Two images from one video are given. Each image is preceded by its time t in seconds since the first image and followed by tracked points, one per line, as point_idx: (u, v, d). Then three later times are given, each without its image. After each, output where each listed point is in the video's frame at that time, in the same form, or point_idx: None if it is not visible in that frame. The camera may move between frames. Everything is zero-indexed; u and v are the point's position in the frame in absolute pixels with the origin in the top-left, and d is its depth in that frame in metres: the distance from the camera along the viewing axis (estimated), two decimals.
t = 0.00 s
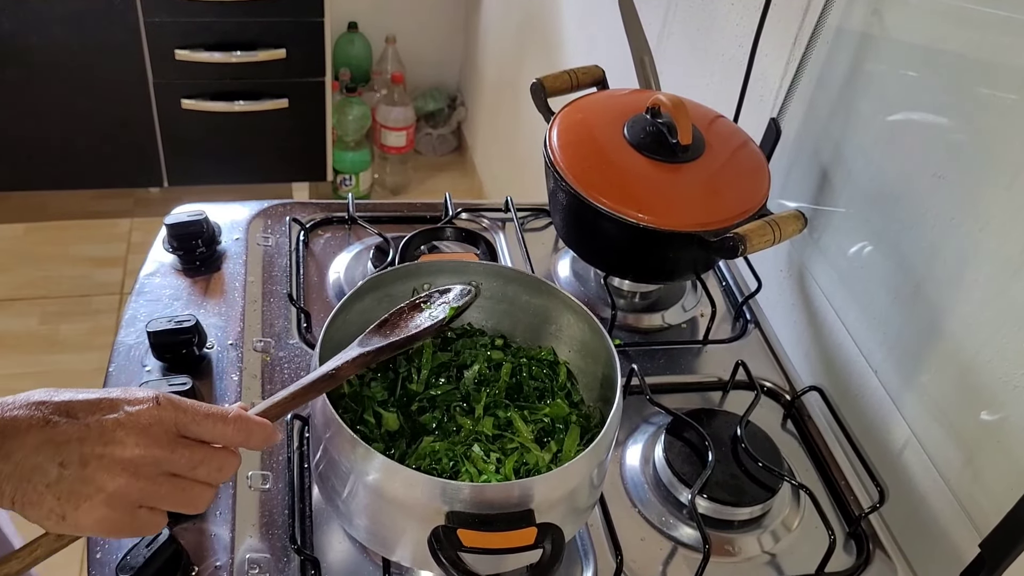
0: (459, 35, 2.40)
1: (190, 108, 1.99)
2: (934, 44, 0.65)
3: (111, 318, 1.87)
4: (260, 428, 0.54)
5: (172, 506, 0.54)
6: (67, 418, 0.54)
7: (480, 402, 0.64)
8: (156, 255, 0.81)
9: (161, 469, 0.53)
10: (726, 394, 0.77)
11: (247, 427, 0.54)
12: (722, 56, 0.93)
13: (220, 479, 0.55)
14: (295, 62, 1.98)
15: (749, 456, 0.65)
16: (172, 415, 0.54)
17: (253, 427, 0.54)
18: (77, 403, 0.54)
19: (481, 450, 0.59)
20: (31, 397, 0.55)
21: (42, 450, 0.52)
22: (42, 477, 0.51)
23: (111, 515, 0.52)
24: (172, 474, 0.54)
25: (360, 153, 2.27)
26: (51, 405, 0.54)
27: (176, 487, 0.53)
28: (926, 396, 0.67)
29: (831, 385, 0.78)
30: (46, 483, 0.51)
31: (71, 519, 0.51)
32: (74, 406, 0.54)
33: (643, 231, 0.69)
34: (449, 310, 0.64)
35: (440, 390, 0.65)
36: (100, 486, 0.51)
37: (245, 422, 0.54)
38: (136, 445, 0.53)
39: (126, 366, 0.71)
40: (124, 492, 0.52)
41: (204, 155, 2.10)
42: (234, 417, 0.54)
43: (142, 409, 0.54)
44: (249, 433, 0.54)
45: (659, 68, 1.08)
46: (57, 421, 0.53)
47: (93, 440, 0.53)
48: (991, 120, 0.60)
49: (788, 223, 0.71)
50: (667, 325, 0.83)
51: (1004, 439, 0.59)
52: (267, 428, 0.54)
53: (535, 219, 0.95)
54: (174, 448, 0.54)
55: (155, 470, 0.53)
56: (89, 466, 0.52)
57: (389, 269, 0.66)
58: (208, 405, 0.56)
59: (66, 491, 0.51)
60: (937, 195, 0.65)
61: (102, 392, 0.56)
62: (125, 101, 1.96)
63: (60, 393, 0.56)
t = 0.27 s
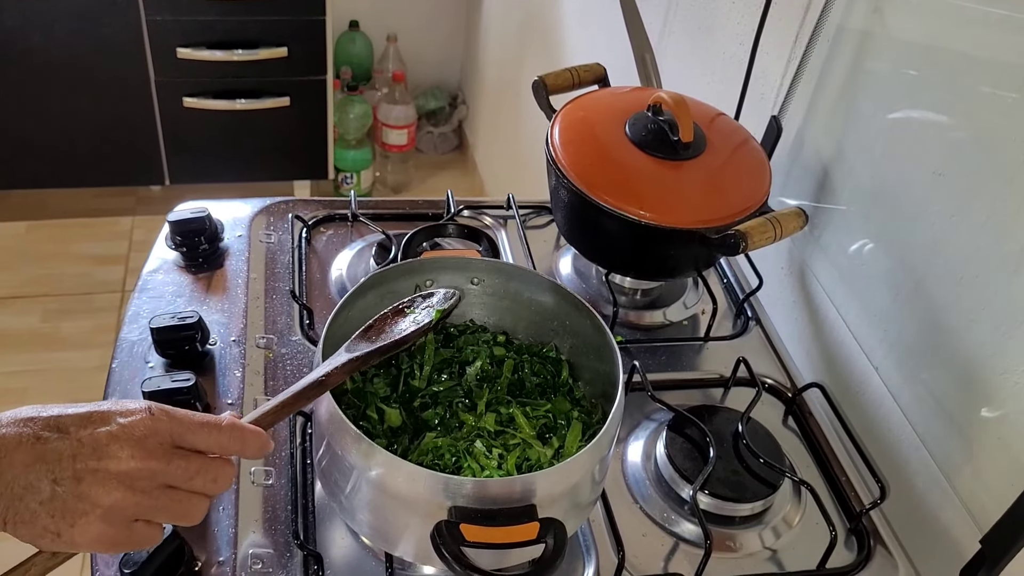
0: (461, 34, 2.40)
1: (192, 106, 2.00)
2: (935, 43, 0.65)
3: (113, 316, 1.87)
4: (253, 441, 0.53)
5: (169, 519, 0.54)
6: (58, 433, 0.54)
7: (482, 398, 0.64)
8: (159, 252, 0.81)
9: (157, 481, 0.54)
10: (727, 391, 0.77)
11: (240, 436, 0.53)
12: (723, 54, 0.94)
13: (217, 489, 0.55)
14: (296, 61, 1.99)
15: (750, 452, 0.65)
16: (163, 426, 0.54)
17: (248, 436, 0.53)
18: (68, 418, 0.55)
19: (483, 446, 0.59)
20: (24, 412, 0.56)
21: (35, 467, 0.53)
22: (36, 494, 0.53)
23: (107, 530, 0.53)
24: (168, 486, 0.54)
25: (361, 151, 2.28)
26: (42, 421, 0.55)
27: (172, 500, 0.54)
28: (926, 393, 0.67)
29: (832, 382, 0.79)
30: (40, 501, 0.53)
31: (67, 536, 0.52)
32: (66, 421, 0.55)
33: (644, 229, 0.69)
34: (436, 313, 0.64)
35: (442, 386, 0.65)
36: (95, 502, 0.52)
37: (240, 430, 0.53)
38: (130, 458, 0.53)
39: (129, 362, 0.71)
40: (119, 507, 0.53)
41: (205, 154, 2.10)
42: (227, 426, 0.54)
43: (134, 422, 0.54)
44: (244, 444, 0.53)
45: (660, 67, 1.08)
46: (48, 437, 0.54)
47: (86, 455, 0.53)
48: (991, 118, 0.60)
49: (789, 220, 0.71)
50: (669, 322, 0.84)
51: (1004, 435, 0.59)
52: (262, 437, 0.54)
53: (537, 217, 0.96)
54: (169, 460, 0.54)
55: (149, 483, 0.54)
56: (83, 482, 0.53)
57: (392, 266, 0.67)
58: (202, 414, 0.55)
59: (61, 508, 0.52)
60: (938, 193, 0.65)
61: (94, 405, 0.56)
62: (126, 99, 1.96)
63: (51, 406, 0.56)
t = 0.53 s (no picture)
0: (462, 33, 2.40)
1: (193, 104, 2.00)
2: (936, 42, 0.65)
3: (115, 315, 1.87)
4: (230, 427, 0.55)
5: (138, 506, 0.54)
6: (24, 420, 0.53)
7: (485, 396, 0.64)
8: (162, 250, 0.81)
9: (128, 469, 0.54)
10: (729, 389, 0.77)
11: (215, 422, 0.54)
12: (724, 52, 0.94)
13: (187, 476, 0.56)
14: (297, 59, 1.99)
15: (752, 449, 0.65)
16: (134, 413, 0.54)
17: (221, 422, 0.55)
18: (34, 404, 0.54)
19: (486, 443, 0.59)
20: None
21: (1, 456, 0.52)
22: (5, 484, 0.52)
23: (80, 519, 0.53)
24: (139, 474, 0.54)
25: (362, 150, 2.28)
26: (5, 407, 0.54)
27: (143, 488, 0.54)
28: (928, 391, 0.67)
29: (834, 379, 0.79)
30: (7, 490, 0.52)
31: (38, 524, 0.53)
32: (32, 408, 0.54)
33: (646, 226, 0.69)
34: (420, 306, 0.64)
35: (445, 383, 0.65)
36: (65, 491, 0.52)
37: (213, 416, 0.54)
38: (100, 447, 0.53)
39: (132, 360, 0.71)
40: (90, 495, 0.53)
41: (206, 152, 2.10)
42: (202, 411, 0.54)
43: (106, 410, 0.54)
44: (217, 430, 0.55)
45: (662, 65, 1.08)
46: (13, 425, 0.53)
47: (54, 443, 0.53)
48: (992, 116, 0.60)
49: (791, 218, 0.71)
50: (671, 320, 0.84)
51: (1005, 433, 0.60)
52: (235, 422, 0.55)
53: (539, 215, 0.96)
54: (141, 447, 0.54)
55: (119, 472, 0.53)
56: (51, 471, 0.53)
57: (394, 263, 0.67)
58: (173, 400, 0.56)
59: (29, 497, 0.52)
60: (939, 191, 0.65)
61: (62, 391, 0.55)
62: (127, 98, 1.96)
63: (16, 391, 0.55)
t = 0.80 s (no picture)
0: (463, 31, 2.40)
1: (194, 103, 2.00)
2: (938, 40, 0.65)
3: (116, 313, 1.87)
4: (213, 401, 0.55)
5: (108, 487, 0.54)
6: None
7: (487, 394, 0.64)
8: (164, 248, 0.82)
9: (89, 450, 0.53)
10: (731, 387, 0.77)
11: (185, 397, 0.54)
12: (726, 51, 0.94)
13: (160, 454, 0.55)
14: (298, 58, 1.99)
15: (754, 447, 0.66)
16: (95, 392, 0.53)
17: (193, 396, 0.54)
18: None
19: (488, 441, 0.59)
20: None
21: None
22: None
23: (44, 505, 0.53)
24: (104, 454, 0.54)
25: (364, 149, 2.28)
26: None
27: (108, 468, 0.53)
28: (929, 389, 0.67)
29: (836, 378, 0.79)
30: None
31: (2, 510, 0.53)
32: None
33: (648, 225, 0.69)
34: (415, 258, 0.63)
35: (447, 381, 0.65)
36: (25, 476, 0.52)
37: (182, 391, 0.54)
38: (55, 430, 0.52)
39: (134, 358, 0.71)
40: (51, 480, 0.52)
41: (208, 151, 2.10)
42: (169, 387, 0.53)
43: (62, 390, 0.52)
44: (191, 406, 0.54)
45: (664, 64, 1.08)
46: None
47: (10, 427, 0.52)
48: (994, 114, 0.60)
49: (793, 215, 0.71)
50: (673, 318, 0.84)
51: (1007, 431, 0.60)
52: (210, 395, 0.55)
53: (541, 213, 0.96)
54: (103, 427, 0.53)
55: (81, 454, 0.53)
56: (9, 455, 0.52)
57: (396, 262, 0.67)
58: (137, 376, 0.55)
59: None
60: (941, 189, 0.65)
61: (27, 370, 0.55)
62: (129, 96, 1.96)
63: None
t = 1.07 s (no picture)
0: (463, 30, 2.40)
1: (194, 101, 2.00)
2: (937, 39, 0.65)
3: (116, 312, 1.87)
4: (195, 390, 0.54)
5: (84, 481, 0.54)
6: None
7: (487, 393, 0.64)
8: (163, 247, 0.82)
9: (63, 443, 0.53)
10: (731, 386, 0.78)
11: (162, 388, 0.53)
12: (726, 50, 0.94)
13: (138, 445, 0.55)
14: (298, 57, 1.98)
15: (753, 446, 0.66)
16: (70, 381, 0.53)
17: (172, 388, 0.53)
18: None
19: (487, 440, 0.59)
20: None
21: None
22: None
23: (18, 498, 0.54)
24: (78, 446, 0.54)
25: (364, 147, 2.28)
26: None
27: (82, 460, 0.54)
28: (929, 388, 0.67)
29: (835, 376, 0.79)
30: None
31: None
32: None
33: (647, 224, 0.69)
34: (415, 241, 0.65)
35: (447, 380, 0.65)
36: None
37: (158, 382, 0.53)
38: (25, 423, 0.52)
39: (134, 357, 0.71)
40: (22, 473, 0.53)
41: (207, 149, 2.10)
42: (145, 378, 0.53)
43: (35, 380, 0.53)
44: (166, 398, 0.53)
45: (664, 63, 1.08)
46: None
47: None
48: (992, 113, 0.60)
49: (792, 215, 0.72)
50: (672, 317, 0.84)
51: (1006, 429, 0.60)
52: (188, 386, 0.54)
53: (540, 212, 0.96)
54: (76, 418, 0.53)
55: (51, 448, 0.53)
56: None
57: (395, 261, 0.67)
58: (114, 367, 0.55)
59: None
60: (940, 188, 0.65)
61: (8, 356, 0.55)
62: (128, 95, 1.96)
63: None
